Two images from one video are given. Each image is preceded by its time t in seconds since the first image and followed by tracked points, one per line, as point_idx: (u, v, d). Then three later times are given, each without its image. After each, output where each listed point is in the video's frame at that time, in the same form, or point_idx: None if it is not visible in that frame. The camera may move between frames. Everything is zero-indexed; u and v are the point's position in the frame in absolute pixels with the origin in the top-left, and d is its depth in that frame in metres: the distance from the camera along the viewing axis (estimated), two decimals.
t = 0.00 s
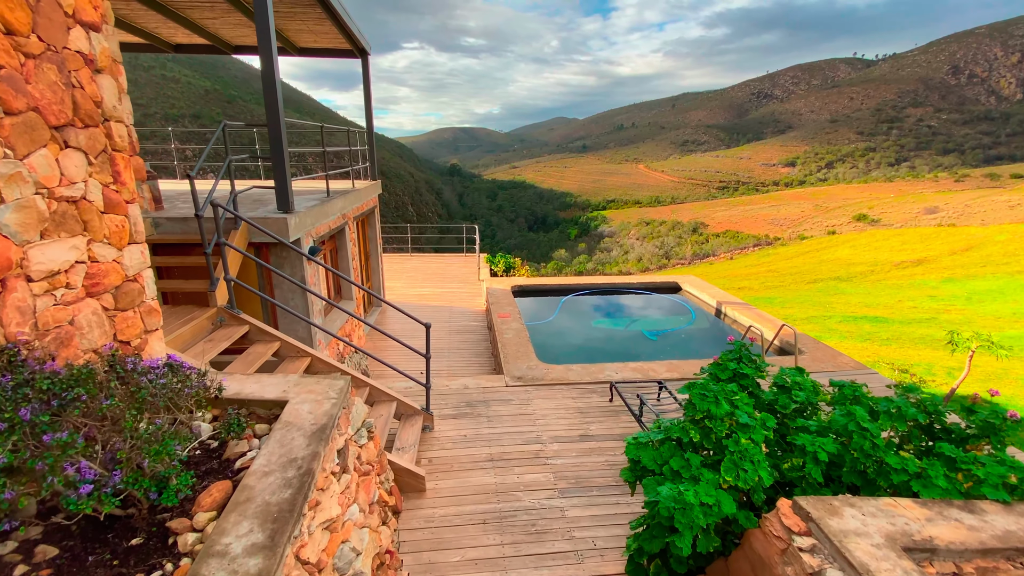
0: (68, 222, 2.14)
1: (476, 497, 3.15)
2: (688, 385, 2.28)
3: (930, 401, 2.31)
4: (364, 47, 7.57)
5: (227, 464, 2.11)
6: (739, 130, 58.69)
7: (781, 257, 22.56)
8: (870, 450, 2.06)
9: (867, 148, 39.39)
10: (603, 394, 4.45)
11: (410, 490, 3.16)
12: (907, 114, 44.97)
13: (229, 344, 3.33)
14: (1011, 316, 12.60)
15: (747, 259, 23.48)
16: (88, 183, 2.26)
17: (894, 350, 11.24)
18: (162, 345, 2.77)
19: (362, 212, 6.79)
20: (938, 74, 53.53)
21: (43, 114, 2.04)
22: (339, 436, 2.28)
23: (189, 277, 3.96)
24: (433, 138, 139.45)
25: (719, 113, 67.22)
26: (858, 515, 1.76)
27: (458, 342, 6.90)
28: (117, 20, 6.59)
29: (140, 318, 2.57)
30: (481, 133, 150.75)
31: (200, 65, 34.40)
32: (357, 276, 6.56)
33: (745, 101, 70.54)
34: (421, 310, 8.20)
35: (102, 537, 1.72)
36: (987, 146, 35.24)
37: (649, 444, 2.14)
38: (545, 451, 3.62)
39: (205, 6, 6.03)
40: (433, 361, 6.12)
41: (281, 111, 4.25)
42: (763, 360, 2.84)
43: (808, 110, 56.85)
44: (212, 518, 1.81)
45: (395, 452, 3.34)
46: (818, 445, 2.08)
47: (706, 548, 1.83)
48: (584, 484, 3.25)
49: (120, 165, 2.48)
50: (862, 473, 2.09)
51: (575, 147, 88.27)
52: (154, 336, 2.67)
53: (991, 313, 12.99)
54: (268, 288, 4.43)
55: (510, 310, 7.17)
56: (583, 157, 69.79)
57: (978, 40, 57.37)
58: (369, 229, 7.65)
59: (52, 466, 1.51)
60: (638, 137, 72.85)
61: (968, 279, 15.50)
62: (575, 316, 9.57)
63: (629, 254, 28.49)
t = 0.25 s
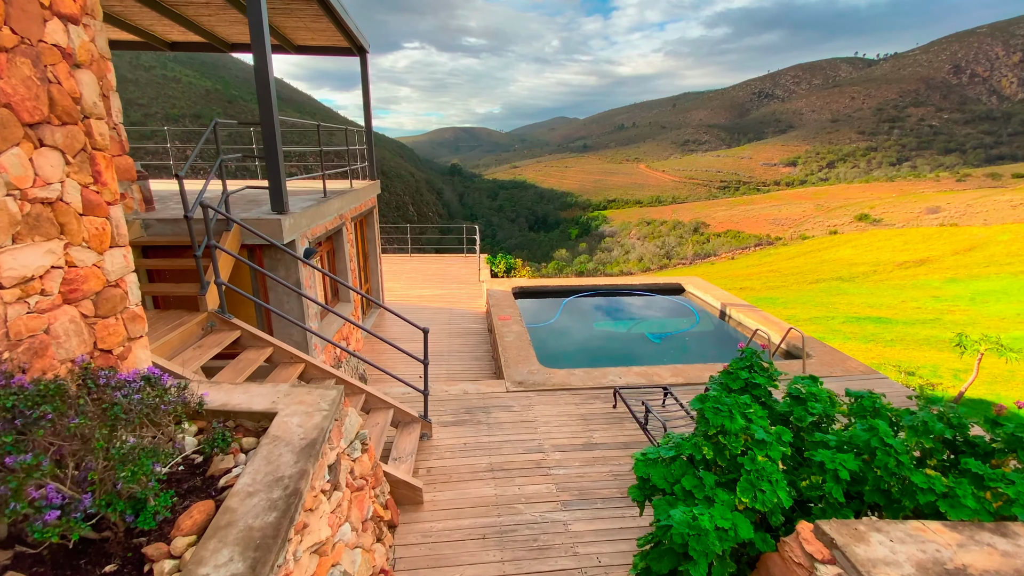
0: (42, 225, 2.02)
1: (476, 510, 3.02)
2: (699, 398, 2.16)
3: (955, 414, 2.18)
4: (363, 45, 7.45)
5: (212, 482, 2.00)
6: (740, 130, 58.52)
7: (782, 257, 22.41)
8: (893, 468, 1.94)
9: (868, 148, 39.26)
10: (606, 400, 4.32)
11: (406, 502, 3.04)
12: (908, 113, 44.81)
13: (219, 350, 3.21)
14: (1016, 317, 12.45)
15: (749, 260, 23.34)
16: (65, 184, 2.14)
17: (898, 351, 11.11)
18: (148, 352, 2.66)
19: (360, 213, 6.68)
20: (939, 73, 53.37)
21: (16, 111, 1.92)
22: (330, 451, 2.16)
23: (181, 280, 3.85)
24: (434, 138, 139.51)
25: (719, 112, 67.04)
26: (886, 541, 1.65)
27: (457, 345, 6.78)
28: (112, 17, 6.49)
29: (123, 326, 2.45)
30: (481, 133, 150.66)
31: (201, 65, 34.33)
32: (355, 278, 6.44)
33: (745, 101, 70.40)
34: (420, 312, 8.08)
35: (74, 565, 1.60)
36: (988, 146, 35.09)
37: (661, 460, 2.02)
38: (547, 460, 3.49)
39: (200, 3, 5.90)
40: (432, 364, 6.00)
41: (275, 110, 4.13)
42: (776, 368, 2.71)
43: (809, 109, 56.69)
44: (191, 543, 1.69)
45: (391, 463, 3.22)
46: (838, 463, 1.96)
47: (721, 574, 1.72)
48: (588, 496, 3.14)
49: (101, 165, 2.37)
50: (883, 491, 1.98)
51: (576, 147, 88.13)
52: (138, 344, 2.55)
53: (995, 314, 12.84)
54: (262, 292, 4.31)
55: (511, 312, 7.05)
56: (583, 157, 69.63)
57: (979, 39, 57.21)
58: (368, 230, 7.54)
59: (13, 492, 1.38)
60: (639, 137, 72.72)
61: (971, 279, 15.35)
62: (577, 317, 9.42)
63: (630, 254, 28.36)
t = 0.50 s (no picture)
0: (21, 227, 1.92)
1: (477, 521, 2.92)
2: (712, 408, 2.07)
3: (981, 426, 2.07)
4: (362, 43, 7.36)
5: (198, 497, 1.90)
6: (741, 130, 58.39)
7: (783, 258, 22.30)
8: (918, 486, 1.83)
9: (869, 148, 39.14)
10: (610, 406, 4.22)
11: (405, 513, 2.94)
12: (909, 113, 44.69)
13: (212, 355, 3.10)
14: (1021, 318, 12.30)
15: (750, 260, 23.22)
16: (45, 183, 2.04)
17: (902, 352, 11.00)
18: (136, 358, 2.56)
19: (360, 214, 6.58)
20: (940, 73, 53.22)
21: None
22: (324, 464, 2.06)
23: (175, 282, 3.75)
24: (435, 138, 139.48)
25: (720, 113, 66.91)
26: (916, 566, 1.55)
27: (458, 348, 6.67)
28: (107, 14, 6.39)
29: (108, 331, 2.35)
30: (482, 133, 150.62)
31: (201, 65, 34.27)
32: (353, 279, 6.34)
33: (746, 101, 70.28)
34: (420, 314, 7.97)
35: None
36: (990, 146, 34.97)
37: (672, 474, 1.92)
38: (551, 469, 3.38)
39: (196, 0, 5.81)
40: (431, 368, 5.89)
41: (271, 108, 4.03)
42: (789, 376, 2.62)
43: (810, 110, 56.57)
44: (174, 565, 1.58)
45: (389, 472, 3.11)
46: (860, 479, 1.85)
47: None
48: (593, 507, 3.03)
49: (86, 163, 2.26)
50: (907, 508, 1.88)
51: (576, 147, 88.04)
52: (125, 350, 2.45)
53: (999, 315, 12.69)
54: (257, 296, 4.22)
55: (512, 314, 6.94)
56: (584, 157, 69.51)
57: (980, 39, 57.14)
58: (367, 231, 7.44)
59: None
60: (639, 137, 72.63)
61: (974, 279, 15.22)
62: (579, 318, 9.29)
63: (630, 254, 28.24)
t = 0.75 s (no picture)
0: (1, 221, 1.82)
1: (479, 529, 2.81)
2: (727, 412, 1.97)
3: (1012, 433, 1.95)
4: (363, 39, 7.27)
5: (186, 508, 1.80)
6: (742, 130, 58.26)
7: (786, 258, 22.17)
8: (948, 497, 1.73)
9: (871, 149, 39.00)
10: (616, 408, 4.11)
11: (405, 520, 2.84)
12: (911, 113, 44.51)
13: (205, 356, 3.00)
14: None
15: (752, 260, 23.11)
16: (27, 176, 1.94)
17: (908, 353, 10.86)
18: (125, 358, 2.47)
19: (360, 212, 6.47)
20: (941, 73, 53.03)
21: None
22: (319, 472, 1.96)
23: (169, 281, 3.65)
24: (436, 138, 139.46)
25: (721, 113, 66.72)
26: None
27: (459, 349, 6.56)
28: (104, 10, 6.31)
29: (95, 331, 2.25)
30: (483, 133, 150.50)
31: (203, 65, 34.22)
32: (353, 279, 6.23)
33: (748, 102, 70.12)
34: (421, 314, 7.86)
35: None
36: (991, 146, 34.86)
37: (687, 482, 1.82)
38: (555, 473, 3.28)
39: None
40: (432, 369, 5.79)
41: (268, 103, 3.93)
42: (805, 379, 2.51)
43: (812, 110, 56.42)
44: None
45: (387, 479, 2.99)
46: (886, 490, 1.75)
47: None
48: (599, 514, 2.93)
49: (71, 156, 2.17)
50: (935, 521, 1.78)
51: (578, 147, 87.94)
52: (113, 351, 2.36)
53: (1005, 316, 12.52)
54: (255, 296, 4.11)
55: (514, 314, 6.84)
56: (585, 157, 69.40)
57: (981, 38, 56.95)
58: (367, 230, 7.34)
59: None
60: (640, 138, 72.52)
61: (978, 280, 15.07)
62: (581, 319, 9.18)
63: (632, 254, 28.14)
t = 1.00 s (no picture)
0: None
1: (483, 540, 2.70)
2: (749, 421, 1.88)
3: None
4: (364, 36, 7.17)
5: (174, 523, 1.70)
6: (744, 130, 58.07)
7: (789, 258, 22.02)
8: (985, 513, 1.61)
9: (873, 149, 38.82)
10: (623, 412, 3.99)
11: (405, 529, 2.74)
12: (913, 113, 44.31)
13: (199, 359, 2.89)
14: None
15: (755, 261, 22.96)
16: (7, 170, 1.84)
17: (914, 354, 10.71)
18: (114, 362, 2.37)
19: (361, 211, 6.36)
20: (944, 73, 52.79)
21: None
22: (314, 484, 1.85)
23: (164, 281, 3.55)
24: (438, 138, 139.47)
25: (723, 113, 66.50)
26: None
27: (461, 351, 6.45)
28: (102, 6, 6.23)
29: (81, 334, 2.15)
30: (485, 134, 150.90)
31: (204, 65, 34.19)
32: (354, 279, 6.13)
33: (749, 102, 69.94)
34: (422, 315, 7.75)
35: None
36: (994, 146, 34.67)
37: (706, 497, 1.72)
38: (561, 480, 3.18)
39: None
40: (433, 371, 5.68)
41: (266, 99, 3.83)
42: (825, 384, 2.40)
43: (814, 109, 56.21)
44: None
45: (387, 486, 2.89)
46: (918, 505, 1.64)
47: None
48: (608, 523, 2.82)
49: (56, 150, 2.07)
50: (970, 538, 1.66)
51: (579, 147, 87.79)
52: (101, 355, 2.26)
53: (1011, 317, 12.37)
54: (252, 298, 4.01)
55: (517, 315, 6.72)
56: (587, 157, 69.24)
57: (983, 38, 56.69)
58: (368, 229, 7.23)
59: None
60: (642, 138, 72.38)
61: (983, 280, 14.92)
62: (584, 320, 9.04)
63: (634, 254, 28.00)
